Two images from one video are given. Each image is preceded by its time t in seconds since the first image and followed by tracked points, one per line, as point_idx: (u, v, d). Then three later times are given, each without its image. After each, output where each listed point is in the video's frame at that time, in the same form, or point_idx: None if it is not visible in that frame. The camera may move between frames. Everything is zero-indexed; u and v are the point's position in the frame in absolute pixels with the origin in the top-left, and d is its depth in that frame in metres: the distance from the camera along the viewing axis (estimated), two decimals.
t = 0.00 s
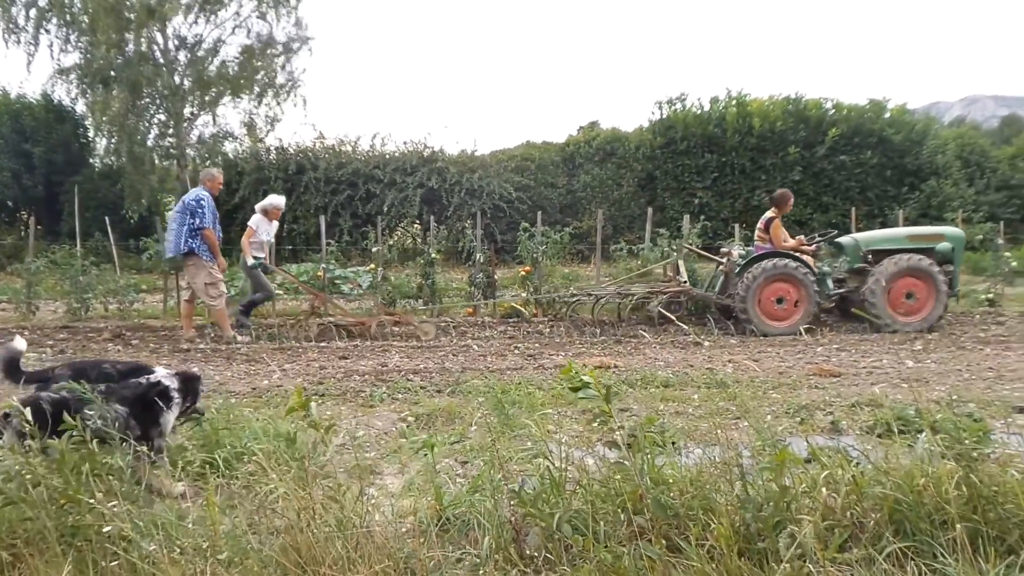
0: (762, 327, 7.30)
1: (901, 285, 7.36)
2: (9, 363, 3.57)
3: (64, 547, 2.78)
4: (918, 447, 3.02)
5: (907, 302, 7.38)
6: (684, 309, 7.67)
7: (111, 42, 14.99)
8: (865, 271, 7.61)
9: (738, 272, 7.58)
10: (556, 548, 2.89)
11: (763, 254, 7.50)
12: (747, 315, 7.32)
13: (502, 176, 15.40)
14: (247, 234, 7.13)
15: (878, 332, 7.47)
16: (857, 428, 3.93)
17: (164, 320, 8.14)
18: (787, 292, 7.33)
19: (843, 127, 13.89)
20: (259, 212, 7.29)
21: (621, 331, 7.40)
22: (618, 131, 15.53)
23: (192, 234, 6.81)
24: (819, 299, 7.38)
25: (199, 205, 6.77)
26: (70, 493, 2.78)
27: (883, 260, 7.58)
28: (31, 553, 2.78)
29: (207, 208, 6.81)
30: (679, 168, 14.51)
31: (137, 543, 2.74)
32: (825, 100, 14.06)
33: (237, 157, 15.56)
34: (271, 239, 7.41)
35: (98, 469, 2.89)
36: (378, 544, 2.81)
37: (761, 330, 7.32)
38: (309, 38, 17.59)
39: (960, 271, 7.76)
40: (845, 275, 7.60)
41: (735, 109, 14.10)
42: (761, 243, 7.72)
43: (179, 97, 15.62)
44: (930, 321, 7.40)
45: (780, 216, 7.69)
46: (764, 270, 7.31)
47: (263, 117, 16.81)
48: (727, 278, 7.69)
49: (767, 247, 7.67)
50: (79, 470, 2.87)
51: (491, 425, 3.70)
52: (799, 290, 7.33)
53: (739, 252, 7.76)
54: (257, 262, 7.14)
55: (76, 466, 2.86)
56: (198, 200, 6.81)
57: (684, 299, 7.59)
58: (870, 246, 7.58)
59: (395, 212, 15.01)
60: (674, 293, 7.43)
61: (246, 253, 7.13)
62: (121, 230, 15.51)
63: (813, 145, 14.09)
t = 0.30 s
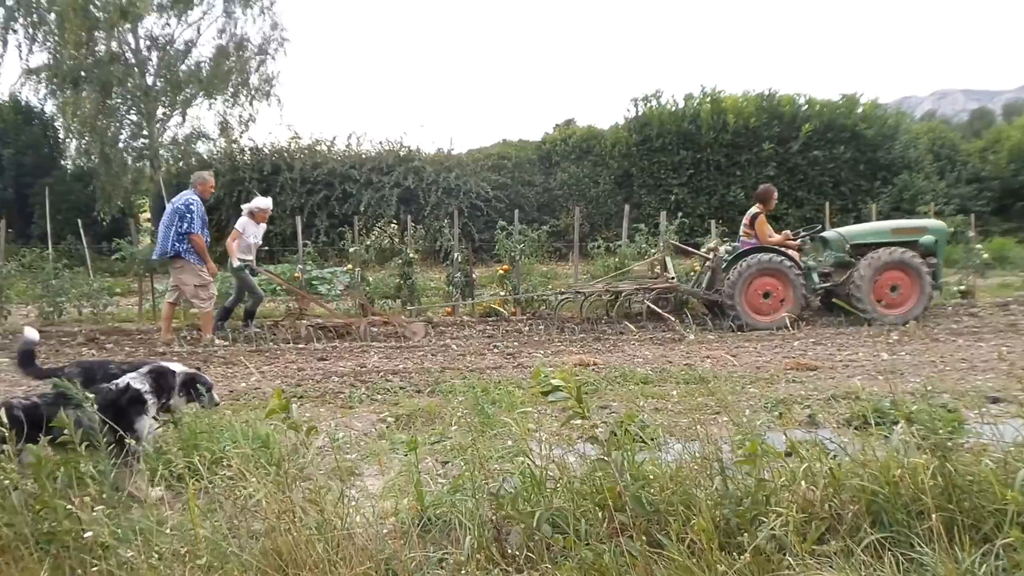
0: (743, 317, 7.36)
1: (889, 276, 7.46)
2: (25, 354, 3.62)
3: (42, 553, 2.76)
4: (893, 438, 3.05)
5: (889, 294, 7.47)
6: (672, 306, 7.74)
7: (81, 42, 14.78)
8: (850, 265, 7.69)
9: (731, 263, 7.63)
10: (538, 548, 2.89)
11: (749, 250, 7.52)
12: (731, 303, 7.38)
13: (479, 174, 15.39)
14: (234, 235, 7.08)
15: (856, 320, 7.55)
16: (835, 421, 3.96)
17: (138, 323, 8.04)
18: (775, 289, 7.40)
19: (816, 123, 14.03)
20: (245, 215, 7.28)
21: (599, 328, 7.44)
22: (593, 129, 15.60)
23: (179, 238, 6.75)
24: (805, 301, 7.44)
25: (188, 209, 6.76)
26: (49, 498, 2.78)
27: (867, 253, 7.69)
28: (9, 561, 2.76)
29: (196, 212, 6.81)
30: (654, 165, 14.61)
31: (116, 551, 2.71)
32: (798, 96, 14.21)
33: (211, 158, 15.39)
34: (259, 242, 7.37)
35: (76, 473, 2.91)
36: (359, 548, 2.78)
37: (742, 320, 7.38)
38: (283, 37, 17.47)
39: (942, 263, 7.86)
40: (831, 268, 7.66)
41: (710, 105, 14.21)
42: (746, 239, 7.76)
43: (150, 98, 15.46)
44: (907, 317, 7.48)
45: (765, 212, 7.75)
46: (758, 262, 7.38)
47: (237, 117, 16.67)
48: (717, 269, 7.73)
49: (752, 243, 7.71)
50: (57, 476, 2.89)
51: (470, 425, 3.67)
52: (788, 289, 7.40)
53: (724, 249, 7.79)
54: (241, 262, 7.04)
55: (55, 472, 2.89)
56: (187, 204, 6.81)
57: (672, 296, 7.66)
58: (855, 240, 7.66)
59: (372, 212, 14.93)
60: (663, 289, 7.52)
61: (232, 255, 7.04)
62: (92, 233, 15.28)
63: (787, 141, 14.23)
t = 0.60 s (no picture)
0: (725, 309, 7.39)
1: (877, 275, 7.55)
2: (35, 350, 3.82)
3: (10, 557, 2.71)
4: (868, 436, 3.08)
5: (870, 292, 7.56)
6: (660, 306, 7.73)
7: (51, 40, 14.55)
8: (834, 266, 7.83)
9: (721, 261, 7.68)
10: (515, 548, 2.87)
11: (735, 250, 7.56)
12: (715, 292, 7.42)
13: (456, 175, 15.36)
14: (218, 236, 6.98)
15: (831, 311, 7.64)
16: (810, 419, 4.00)
17: (110, 325, 7.92)
18: (761, 291, 7.45)
19: (790, 124, 14.18)
20: (230, 216, 7.13)
21: (576, 329, 7.47)
22: (570, 129, 15.66)
23: (165, 239, 6.63)
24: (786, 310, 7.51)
25: (176, 211, 6.61)
26: (19, 500, 2.76)
27: (852, 254, 7.76)
28: None
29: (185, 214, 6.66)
30: (631, 166, 14.69)
31: (87, 556, 2.66)
32: (773, 98, 14.35)
33: (184, 157, 15.20)
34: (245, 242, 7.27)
35: (50, 477, 2.91)
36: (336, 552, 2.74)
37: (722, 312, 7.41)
38: (258, 36, 17.33)
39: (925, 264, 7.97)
40: (815, 269, 7.82)
41: (686, 107, 14.32)
42: (732, 239, 7.80)
43: (123, 96, 15.24)
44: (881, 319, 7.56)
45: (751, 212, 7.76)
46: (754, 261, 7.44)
47: (211, 117, 16.49)
48: (706, 265, 7.76)
49: (739, 243, 7.74)
50: (31, 480, 2.89)
51: (447, 426, 3.65)
52: (773, 294, 7.47)
53: (712, 248, 7.83)
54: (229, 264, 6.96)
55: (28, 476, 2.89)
56: (175, 205, 6.65)
57: (660, 296, 7.66)
58: (839, 240, 7.73)
59: (348, 212, 14.82)
60: (650, 289, 7.52)
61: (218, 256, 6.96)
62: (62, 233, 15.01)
63: (761, 142, 14.37)
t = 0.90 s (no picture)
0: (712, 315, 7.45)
1: (869, 283, 7.67)
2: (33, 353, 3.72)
3: None
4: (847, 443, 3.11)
5: (858, 298, 7.66)
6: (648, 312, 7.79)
7: (25, 44, 14.36)
8: (821, 273, 7.91)
9: (710, 268, 7.68)
10: (497, 556, 2.86)
11: (724, 257, 7.60)
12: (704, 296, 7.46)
13: (436, 182, 15.33)
14: (201, 242, 6.89)
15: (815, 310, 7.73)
16: (790, 426, 4.03)
17: (85, 333, 7.80)
18: (749, 299, 7.51)
19: (767, 133, 14.35)
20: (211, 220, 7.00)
21: (556, 336, 7.49)
22: (549, 137, 15.74)
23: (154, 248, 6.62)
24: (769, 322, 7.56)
25: (164, 218, 6.56)
26: None
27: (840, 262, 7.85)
28: None
29: (173, 222, 6.61)
30: (610, 174, 14.80)
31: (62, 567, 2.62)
32: (750, 107, 14.52)
33: (161, 163, 15.06)
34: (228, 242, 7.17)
35: (25, 487, 2.96)
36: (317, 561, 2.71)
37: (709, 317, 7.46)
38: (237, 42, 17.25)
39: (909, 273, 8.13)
40: (803, 276, 7.86)
41: (664, 115, 14.45)
42: (721, 246, 7.84)
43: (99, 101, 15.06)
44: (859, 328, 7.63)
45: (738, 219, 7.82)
46: (751, 270, 7.49)
47: (188, 123, 16.36)
48: (695, 272, 7.77)
49: (728, 251, 7.79)
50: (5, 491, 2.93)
51: (428, 433, 3.63)
52: (762, 304, 7.52)
53: (701, 255, 7.87)
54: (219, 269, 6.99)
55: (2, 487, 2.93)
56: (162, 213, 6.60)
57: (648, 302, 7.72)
58: (827, 248, 7.82)
59: (327, 219, 14.74)
60: (639, 295, 7.58)
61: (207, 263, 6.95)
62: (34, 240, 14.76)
63: (738, 151, 14.54)
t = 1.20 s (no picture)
0: (709, 317, 7.49)
1: (871, 289, 7.75)
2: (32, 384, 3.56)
3: None
4: (835, 448, 3.13)
5: (855, 299, 7.73)
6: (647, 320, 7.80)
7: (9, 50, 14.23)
8: (817, 278, 8.01)
9: (707, 274, 7.71)
10: (487, 562, 2.84)
11: (723, 263, 7.61)
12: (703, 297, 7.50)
13: (424, 189, 15.32)
14: (200, 248, 6.80)
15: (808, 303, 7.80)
16: (779, 430, 4.04)
17: (70, 341, 7.73)
18: (746, 307, 7.57)
19: (753, 140, 14.45)
20: (206, 227, 6.98)
21: (545, 342, 7.50)
22: (537, 143, 15.81)
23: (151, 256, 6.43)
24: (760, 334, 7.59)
25: (160, 227, 6.41)
26: None
27: (836, 267, 7.97)
28: None
29: (169, 228, 6.46)
30: (597, 180, 14.87)
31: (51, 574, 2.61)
32: (736, 114, 14.62)
33: (147, 170, 14.98)
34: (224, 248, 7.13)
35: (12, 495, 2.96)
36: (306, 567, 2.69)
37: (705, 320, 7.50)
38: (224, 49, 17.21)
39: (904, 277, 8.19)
40: (799, 282, 7.99)
41: (651, 122, 14.53)
42: (718, 252, 7.86)
43: (84, 108, 14.91)
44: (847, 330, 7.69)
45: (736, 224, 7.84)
46: (756, 279, 7.55)
47: (175, 130, 16.27)
48: (693, 277, 7.81)
49: (726, 256, 7.81)
50: None
51: (418, 440, 3.61)
52: (759, 312, 7.57)
53: (698, 261, 7.90)
54: (218, 275, 6.88)
55: None
56: (158, 221, 6.44)
57: (647, 309, 7.75)
58: (823, 253, 7.87)
59: (314, 226, 14.68)
60: (637, 302, 7.64)
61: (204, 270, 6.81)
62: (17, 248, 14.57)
63: (725, 158, 14.65)
